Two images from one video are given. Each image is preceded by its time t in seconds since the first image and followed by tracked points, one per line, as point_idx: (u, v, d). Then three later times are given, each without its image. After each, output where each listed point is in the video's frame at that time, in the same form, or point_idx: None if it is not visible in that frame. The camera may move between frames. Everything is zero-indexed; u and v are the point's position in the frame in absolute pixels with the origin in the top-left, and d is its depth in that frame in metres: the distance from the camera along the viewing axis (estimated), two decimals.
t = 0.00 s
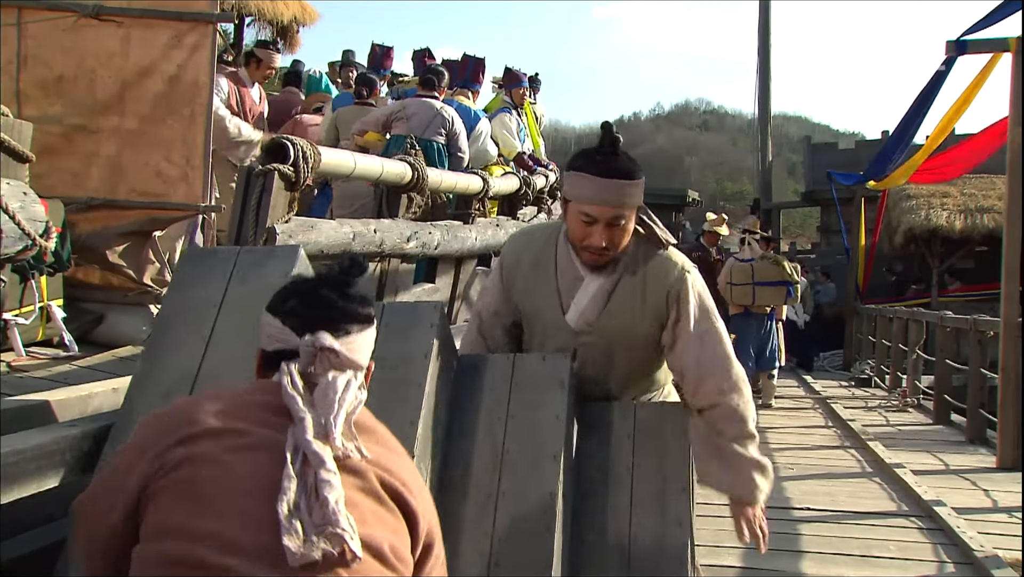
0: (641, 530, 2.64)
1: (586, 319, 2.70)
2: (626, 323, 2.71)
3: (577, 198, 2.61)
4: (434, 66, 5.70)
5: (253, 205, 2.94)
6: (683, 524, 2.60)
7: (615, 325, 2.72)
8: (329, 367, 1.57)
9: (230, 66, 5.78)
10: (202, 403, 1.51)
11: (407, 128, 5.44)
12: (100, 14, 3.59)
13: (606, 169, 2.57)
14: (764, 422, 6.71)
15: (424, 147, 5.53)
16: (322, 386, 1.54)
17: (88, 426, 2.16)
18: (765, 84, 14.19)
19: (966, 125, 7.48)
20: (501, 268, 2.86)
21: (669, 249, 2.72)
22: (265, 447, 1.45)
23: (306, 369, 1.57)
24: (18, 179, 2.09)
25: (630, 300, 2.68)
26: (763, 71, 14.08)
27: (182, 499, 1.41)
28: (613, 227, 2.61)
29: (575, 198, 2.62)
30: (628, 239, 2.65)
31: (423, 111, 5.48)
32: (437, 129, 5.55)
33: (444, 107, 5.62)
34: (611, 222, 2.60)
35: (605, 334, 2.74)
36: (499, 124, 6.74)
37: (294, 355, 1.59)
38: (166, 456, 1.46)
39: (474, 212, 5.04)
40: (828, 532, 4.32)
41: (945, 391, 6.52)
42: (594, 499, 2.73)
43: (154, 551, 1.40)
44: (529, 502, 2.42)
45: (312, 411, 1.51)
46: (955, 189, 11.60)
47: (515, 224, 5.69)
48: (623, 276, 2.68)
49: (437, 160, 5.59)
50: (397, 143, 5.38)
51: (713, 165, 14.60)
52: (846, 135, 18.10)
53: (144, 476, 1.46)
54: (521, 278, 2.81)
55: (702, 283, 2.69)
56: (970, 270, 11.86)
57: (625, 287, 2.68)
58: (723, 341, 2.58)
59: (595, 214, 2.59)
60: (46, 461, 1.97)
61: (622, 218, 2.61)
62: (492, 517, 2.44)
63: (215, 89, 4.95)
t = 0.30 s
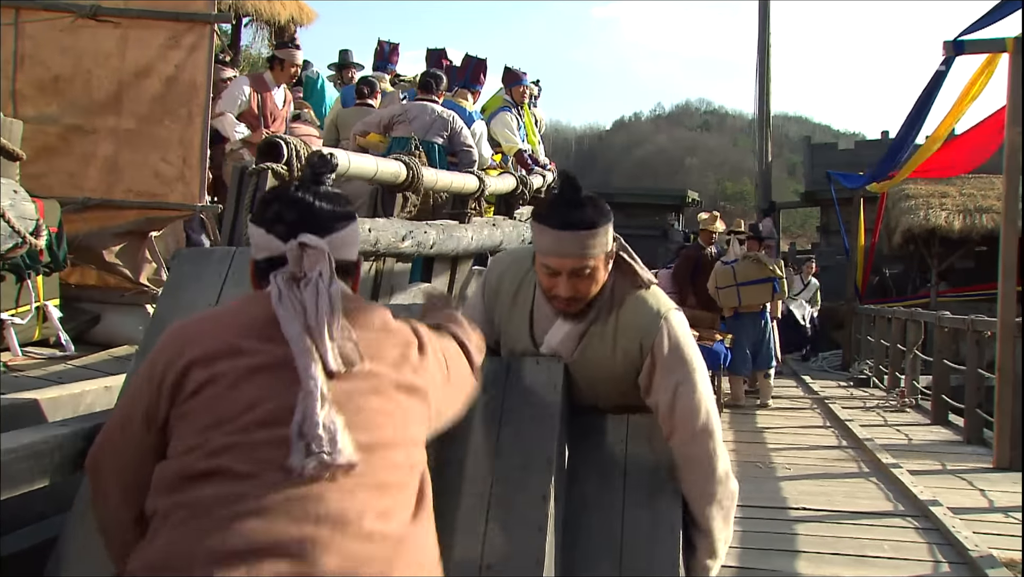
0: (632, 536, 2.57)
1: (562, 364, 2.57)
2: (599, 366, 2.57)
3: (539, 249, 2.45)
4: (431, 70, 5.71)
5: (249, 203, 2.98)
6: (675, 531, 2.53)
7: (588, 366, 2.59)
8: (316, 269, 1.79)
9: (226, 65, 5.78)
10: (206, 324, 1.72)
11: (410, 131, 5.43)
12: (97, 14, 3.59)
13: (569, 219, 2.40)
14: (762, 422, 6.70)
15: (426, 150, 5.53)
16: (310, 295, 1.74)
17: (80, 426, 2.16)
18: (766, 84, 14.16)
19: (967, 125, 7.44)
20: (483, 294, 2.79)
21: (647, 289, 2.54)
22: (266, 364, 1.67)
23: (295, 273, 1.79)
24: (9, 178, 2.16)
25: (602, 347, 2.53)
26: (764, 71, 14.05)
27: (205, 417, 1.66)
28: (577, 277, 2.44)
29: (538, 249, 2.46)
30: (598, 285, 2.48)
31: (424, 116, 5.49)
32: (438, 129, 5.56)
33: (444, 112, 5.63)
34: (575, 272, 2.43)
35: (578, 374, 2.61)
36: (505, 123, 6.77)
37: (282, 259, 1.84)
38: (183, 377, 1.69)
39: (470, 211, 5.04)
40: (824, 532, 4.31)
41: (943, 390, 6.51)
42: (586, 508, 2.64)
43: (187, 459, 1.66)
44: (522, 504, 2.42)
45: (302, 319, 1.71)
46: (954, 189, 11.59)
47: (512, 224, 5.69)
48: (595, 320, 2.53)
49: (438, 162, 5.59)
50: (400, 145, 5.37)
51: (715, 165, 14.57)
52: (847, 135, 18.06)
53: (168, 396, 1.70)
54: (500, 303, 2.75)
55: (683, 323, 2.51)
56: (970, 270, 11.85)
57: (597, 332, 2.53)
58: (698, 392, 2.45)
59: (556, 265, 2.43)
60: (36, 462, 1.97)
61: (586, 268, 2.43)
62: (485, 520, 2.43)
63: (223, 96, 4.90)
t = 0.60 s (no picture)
0: (626, 535, 2.54)
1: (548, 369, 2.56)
2: (588, 371, 2.56)
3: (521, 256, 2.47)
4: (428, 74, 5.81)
5: (239, 202, 3.01)
6: (668, 533, 2.51)
7: (578, 371, 2.57)
8: (338, 270, 1.84)
9: (220, 67, 5.80)
10: (234, 315, 1.73)
11: (402, 127, 5.48)
12: (90, 14, 3.60)
13: (549, 227, 2.42)
14: (757, 421, 6.71)
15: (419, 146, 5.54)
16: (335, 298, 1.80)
17: (66, 426, 2.16)
18: (761, 84, 14.17)
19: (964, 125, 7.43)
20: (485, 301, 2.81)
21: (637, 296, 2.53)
22: (298, 359, 1.70)
23: (321, 277, 1.83)
24: None
25: (591, 352, 2.53)
26: (760, 71, 14.05)
27: (232, 407, 1.66)
28: (558, 282, 2.46)
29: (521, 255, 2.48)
30: (581, 291, 2.48)
31: (415, 109, 5.55)
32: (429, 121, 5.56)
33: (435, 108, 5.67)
34: (557, 277, 2.45)
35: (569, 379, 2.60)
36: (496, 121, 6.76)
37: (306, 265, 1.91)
38: (209, 366, 1.69)
39: (463, 209, 5.04)
40: (816, 530, 4.32)
41: (937, 389, 6.51)
42: (579, 506, 2.62)
43: (209, 444, 1.64)
44: (512, 502, 2.42)
45: (330, 321, 1.76)
46: (949, 189, 11.59)
47: (505, 223, 5.69)
48: (584, 325, 2.52)
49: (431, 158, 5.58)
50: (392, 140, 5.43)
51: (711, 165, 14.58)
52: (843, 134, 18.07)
53: (192, 385, 1.69)
54: (500, 308, 2.77)
55: (671, 332, 2.51)
56: (965, 270, 11.85)
57: (584, 339, 2.53)
58: (688, 401, 2.43)
59: (536, 271, 2.45)
60: (21, 462, 1.97)
61: (568, 273, 2.45)
62: (475, 519, 2.44)
63: (245, 97, 4.81)
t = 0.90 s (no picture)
0: (603, 525, 2.57)
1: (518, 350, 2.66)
2: (554, 349, 2.64)
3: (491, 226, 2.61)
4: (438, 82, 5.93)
5: (226, 202, 3.06)
6: (644, 521, 2.52)
7: (545, 349, 2.66)
8: (314, 263, 1.95)
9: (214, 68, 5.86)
10: (207, 309, 1.77)
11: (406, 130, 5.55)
12: (86, 17, 3.64)
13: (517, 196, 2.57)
14: (746, 420, 6.77)
15: (424, 149, 5.59)
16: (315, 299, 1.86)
17: (49, 422, 2.20)
18: (754, 85, 14.24)
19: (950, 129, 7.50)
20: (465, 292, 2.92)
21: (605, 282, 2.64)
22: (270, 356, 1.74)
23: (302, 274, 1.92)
24: None
25: (559, 329, 2.62)
26: (753, 73, 14.12)
27: (199, 402, 1.68)
28: (520, 250, 2.59)
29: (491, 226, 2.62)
30: (546, 262, 2.60)
31: (422, 114, 5.59)
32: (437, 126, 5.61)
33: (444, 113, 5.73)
34: (518, 245, 2.58)
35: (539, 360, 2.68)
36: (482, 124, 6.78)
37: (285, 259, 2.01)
38: (181, 361, 1.72)
39: (452, 209, 5.09)
40: (802, 527, 4.37)
41: (923, 388, 6.58)
42: (556, 497, 2.66)
43: (177, 440, 1.67)
44: (488, 491, 2.47)
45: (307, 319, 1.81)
46: (938, 189, 11.67)
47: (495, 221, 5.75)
48: (549, 301, 2.62)
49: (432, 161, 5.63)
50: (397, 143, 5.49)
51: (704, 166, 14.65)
52: (835, 135, 18.17)
53: (165, 378, 1.73)
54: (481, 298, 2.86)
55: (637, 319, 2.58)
56: (954, 270, 11.93)
57: (551, 314, 2.62)
58: (655, 383, 2.50)
59: (502, 239, 2.59)
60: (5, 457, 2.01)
61: (531, 242, 2.58)
62: (451, 512, 2.49)
63: (262, 89, 4.81)
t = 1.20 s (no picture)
0: (589, 524, 2.62)
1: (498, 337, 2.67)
2: (534, 334, 2.64)
3: (461, 210, 2.62)
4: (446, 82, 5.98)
5: (215, 200, 3.08)
6: (629, 518, 2.57)
7: (526, 335, 2.66)
8: (262, 272, 1.81)
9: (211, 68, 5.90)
10: (137, 332, 1.65)
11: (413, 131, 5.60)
12: (82, 19, 3.69)
13: (485, 179, 2.58)
14: (740, 419, 6.79)
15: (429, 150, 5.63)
16: (255, 308, 1.69)
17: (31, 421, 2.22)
18: (749, 86, 14.30)
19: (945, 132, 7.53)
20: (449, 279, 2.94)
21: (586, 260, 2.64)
22: (204, 378, 1.61)
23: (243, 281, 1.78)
24: None
25: (535, 314, 2.62)
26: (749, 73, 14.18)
27: (126, 437, 1.60)
28: (490, 234, 2.59)
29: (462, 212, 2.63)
30: (518, 244, 2.60)
31: (428, 116, 5.64)
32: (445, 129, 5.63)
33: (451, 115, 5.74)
34: (487, 230, 2.59)
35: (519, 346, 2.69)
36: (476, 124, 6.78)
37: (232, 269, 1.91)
38: (107, 391, 1.63)
39: (444, 209, 5.12)
40: (792, 524, 4.40)
41: (916, 387, 6.60)
42: (536, 500, 2.70)
43: (106, 480, 1.60)
44: (461, 491, 2.50)
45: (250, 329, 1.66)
46: (932, 189, 11.71)
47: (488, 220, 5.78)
48: (526, 287, 2.62)
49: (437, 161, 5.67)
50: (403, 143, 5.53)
51: (701, 166, 14.69)
52: (831, 135, 18.22)
53: (91, 411, 1.64)
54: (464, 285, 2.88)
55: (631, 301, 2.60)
56: (948, 269, 11.96)
57: (528, 299, 2.62)
58: (645, 371, 2.50)
59: (470, 224, 2.60)
60: None
61: (500, 225, 2.58)
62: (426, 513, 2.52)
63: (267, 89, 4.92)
